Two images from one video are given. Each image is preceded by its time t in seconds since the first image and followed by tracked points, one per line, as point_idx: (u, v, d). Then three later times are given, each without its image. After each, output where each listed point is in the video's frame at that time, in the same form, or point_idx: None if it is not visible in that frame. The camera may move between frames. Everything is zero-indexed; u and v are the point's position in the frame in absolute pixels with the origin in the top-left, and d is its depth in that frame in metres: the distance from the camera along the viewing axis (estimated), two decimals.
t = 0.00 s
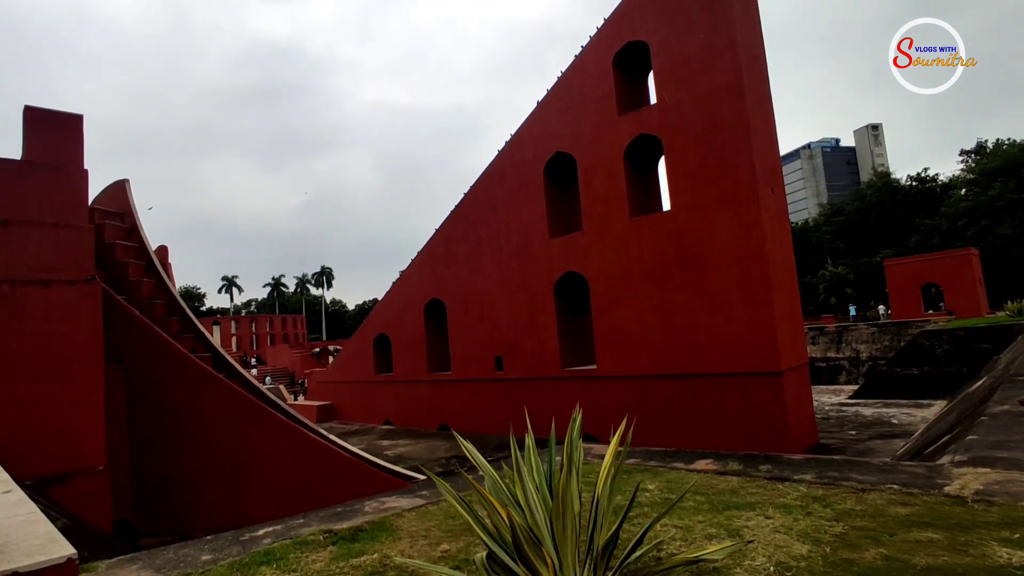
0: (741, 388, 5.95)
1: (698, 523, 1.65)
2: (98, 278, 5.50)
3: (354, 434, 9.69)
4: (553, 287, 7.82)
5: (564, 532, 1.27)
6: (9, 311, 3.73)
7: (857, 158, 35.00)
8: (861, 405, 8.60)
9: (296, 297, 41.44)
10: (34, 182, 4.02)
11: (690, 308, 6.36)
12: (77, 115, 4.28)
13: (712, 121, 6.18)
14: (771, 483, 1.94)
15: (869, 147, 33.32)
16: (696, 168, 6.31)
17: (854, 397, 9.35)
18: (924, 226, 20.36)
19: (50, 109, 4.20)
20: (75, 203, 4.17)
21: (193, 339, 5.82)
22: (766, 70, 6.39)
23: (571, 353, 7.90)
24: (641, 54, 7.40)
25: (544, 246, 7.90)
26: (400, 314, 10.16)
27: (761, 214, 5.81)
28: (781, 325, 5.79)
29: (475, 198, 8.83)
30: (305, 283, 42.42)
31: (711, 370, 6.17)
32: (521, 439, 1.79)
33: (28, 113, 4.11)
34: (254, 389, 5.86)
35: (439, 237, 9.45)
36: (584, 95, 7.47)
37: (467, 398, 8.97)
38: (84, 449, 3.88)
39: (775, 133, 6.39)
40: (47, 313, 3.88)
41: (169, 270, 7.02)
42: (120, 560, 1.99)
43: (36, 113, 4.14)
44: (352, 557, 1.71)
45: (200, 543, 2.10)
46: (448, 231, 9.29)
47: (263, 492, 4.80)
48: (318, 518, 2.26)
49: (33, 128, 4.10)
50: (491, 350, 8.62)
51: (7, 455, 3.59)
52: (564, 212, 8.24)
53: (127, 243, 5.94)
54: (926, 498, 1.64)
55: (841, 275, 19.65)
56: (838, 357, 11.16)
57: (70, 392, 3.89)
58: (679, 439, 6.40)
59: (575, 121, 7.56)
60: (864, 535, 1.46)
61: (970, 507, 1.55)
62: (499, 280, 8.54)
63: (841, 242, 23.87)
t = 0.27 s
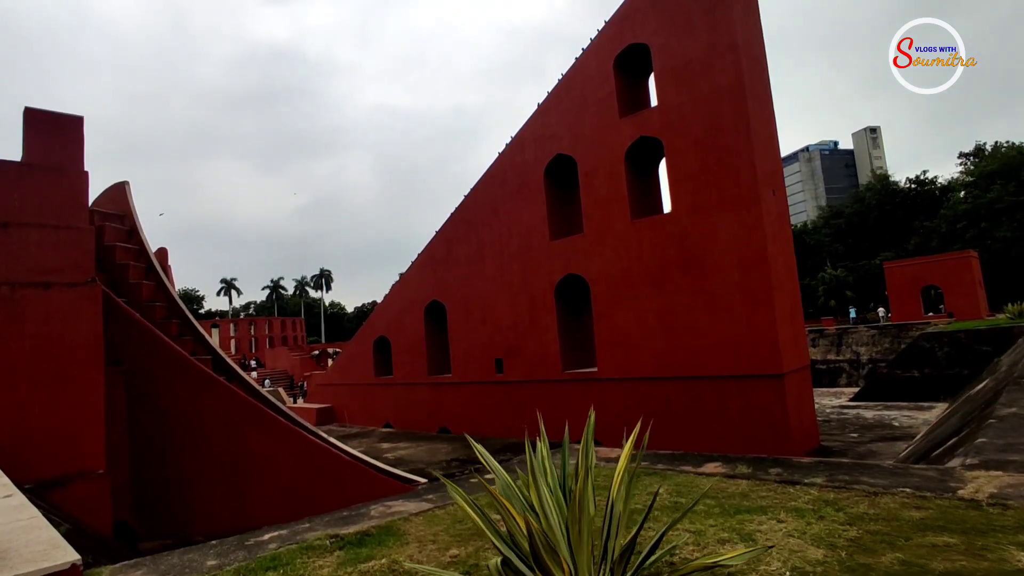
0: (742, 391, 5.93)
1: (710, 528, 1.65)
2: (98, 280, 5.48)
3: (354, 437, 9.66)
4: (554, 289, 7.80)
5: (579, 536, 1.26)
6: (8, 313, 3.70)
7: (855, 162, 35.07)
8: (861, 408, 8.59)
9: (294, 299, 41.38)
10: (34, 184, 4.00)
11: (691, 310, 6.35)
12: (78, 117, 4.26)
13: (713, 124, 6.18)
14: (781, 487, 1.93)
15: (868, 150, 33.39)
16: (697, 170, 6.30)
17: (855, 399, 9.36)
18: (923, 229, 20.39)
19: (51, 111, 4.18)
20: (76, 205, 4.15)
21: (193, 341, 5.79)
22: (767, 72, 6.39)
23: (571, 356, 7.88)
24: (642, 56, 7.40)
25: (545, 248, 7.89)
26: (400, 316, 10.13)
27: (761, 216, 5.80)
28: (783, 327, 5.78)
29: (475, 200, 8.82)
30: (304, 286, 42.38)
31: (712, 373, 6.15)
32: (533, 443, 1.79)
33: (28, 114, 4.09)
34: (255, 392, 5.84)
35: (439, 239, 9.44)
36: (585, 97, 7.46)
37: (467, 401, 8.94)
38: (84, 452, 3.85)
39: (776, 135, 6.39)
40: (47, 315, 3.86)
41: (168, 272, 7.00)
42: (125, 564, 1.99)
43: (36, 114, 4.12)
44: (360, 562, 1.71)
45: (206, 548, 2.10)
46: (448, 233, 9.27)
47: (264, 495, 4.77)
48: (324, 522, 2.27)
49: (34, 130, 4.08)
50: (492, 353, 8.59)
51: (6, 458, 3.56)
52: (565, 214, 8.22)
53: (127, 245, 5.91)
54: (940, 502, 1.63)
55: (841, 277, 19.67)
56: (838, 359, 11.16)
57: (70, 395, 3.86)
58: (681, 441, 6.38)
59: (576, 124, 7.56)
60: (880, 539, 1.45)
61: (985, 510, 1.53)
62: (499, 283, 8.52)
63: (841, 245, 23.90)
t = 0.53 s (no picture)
0: (742, 393, 5.93)
1: (719, 530, 1.65)
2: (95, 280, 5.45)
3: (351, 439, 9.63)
4: (553, 291, 7.79)
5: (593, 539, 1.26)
6: (6, 313, 3.68)
7: (852, 165, 35.20)
8: (860, 411, 8.59)
9: (292, 301, 41.28)
10: (33, 184, 3.97)
11: (691, 312, 6.34)
12: (78, 117, 4.24)
13: (712, 126, 6.19)
14: (789, 489, 1.95)
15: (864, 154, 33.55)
16: (696, 173, 6.30)
17: (854, 402, 9.37)
18: (920, 232, 20.45)
19: (50, 111, 4.15)
20: (75, 206, 4.12)
21: (191, 342, 5.76)
22: (766, 75, 6.40)
23: (570, 358, 7.86)
24: (642, 59, 7.41)
25: (544, 250, 7.88)
26: (398, 318, 10.10)
27: (760, 217, 5.80)
28: (782, 329, 5.78)
29: (474, 202, 8.81)
30: (302, 288, 42.31)
31: (712, 375, 6.14)
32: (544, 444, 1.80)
33: (27, 114, 4.07)
34: (253, 394, 5.81)
35: (437, 241, 9.43)
36: (584, 100, 7.47)
37: (465, 403, 8.92)
38: (82, 453, 3.82)
39: (775, 138, 6.40)
40: (46, 316, 3.83)
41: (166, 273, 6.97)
42: (127, 567, 2.01)
43: (36, 114, 4.09)
44: (364, 566, 1.73)
45: (209, 551, 2.13)
46: (446, 235, 9.26)
47: (261, 498, 4.74)
48: (327, 525, 2.30)
49: (33, 129, 4.06)
50: (490, 355, 8.57)
51: (4, 459, 3.53)
52: (564, 216, 8.21)
53: (125, 246, 5.88)
54: (950, 504, 1.63)
55: (839, 281, 19.71)
56: (836, 362, 11.17)
57: (68, 396, 3.83)
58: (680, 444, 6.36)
59: (576, 126, 7.56)
60: (891, 542, 1.44)
61: (996, 513, 1.53)
62: (498, 285, 8.50)
63: (838, 248, 23.99)
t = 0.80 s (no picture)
0: (740, 394, 5.93)
1: (728, 530, 1.67)
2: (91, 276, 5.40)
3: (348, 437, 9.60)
4: (552, 291, 7.77)
5: (605, 538, 1.26)
6: (2, 308, 3.64)
7: (848, 168, 35.33)
8: (856, 412, 8.61)
9: (287, 299, 41.16)
10: (29, 178, 3.94)
11: (689, 313, 6.34)
12: (75, 110, 4.20)
13: (712, 127, 6.19)
14: (795, 489, 1.98)
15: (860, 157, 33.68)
16: (695, 173, 6.30)
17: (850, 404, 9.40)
18: (916, 235, 20.54)
19: (48, 105, 4.12)
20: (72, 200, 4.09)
21: (188, 339, 5.73)
22: (766, 76, 6.41)
23: (568, 357, 7.85)
24: (642, 59, 7.40)
25: (543, 249, 7.87)
26: (396, 316, 10.08)
27: (759, 218, 5.81)
28: (780, 329, 5.79)
29: (472, 200, 8.78)
30: (298, 286, 42.19)
31: (710, 376, 6.14)
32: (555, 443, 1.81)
33: (25, 107, 4.03)
34: (250, 391, 5.78)
35: (435, 239, 9.40)
36: (584, 100, 7.46)
37: (462, 401, 8.90)
38: (77, 449, 3.79)
39: (775, 139, 6.40)
40: (42, 310, 3.80)
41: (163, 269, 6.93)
42: (127, 564, 2.03)
43: (33, 108, 4.06)
44: (370, 563, 1.75)
45: (211, 548, 2.15)
46: (444, 233, 9.24)
47: (258, 496, 4.71)
48: (330, 522, 2.33)
49: (30, 123, 4.02)
50: (488, 354, 8.55)
51: None
52: (563, 215, 8.20)
53: (121, 241, 5.84)
54: (957, 505, 1.65)
55: (835, 282, 19.77)
56: (832, 363, 11.20)
57: (64, 391, 3.80)
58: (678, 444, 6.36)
59: (575, 125, 7.54)
60: (900, 543, 1.45)
61: (1004, 514, 1.55)
62: (496, 284, 8.49)
63: (834, 251, 24.09)
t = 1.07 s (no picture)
0: (741, 392, 5.92)
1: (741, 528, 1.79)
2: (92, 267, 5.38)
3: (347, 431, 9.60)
4: (553, 286, 7.76)
5: (620, 537, 1.28)
6: (4, 298, 3.62)
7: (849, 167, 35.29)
8: (856, 411, 8.61)
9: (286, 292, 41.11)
10: (32, 168, 3.91)
11: (691, 310, 6.32)
12: (78, 100, 4.17)
13: (716, 124, 6.17)
14: (803, 488, 2.12)
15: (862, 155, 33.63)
16: (699, 171, 6.29)
17: (849, 403, 9.36)
18: (917, 234, 20.54)
19: (50, 94, 4.09)
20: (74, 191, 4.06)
21: (188, 331, 5.71)
22: (771, 74, 6.38)
23: (568, 353, 7.84)
24: (646, 55, 7.37)
25: (544, 245, 7.85)
26: (396, 311, 10.06)
27: (762, 216, 5.79)
28: (782, 329, 5.79)
29: (474, 195, 8.75)
30: (297, 279, 42.16)
31: (711, 374, 6.13)
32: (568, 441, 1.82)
33: (27, 97, 4.00)
34: (250, 383, 5.77)
35: (436, 234, 9.38)
36: (587, 95, 7.43)
37: (462, 396, 8.89)
38: (79, 441, 3.78)
39: (779, 137, 6.38)
40: (44, 302, 3.78)
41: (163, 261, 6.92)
42: (133, 558, 2.09)
43: (36, 97, 4.03)
44: (375, 558, 1.82)
45: (216, 542, 2.23)
46: (445, 228, 9.21)
47: (258, 489, 4.71)
48: (334, 517, 2.41)
49: (33, 112, 4.00)
50: (488, 349, 8.54)
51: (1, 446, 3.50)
52: (565, 212, 8.18)
53: (123, 233, 5.82)
54: (966, 506, 1.77)
55: (835, 281, 19.78)
56: (832, 362, 11.21)
57: (65, 383, 3.79)
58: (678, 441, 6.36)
59: (578, 121, 7.51)
60: (912, 543, 1.56)
61: (1011, 515, 1.67)
62: (497, 279, 8.47)
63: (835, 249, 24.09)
